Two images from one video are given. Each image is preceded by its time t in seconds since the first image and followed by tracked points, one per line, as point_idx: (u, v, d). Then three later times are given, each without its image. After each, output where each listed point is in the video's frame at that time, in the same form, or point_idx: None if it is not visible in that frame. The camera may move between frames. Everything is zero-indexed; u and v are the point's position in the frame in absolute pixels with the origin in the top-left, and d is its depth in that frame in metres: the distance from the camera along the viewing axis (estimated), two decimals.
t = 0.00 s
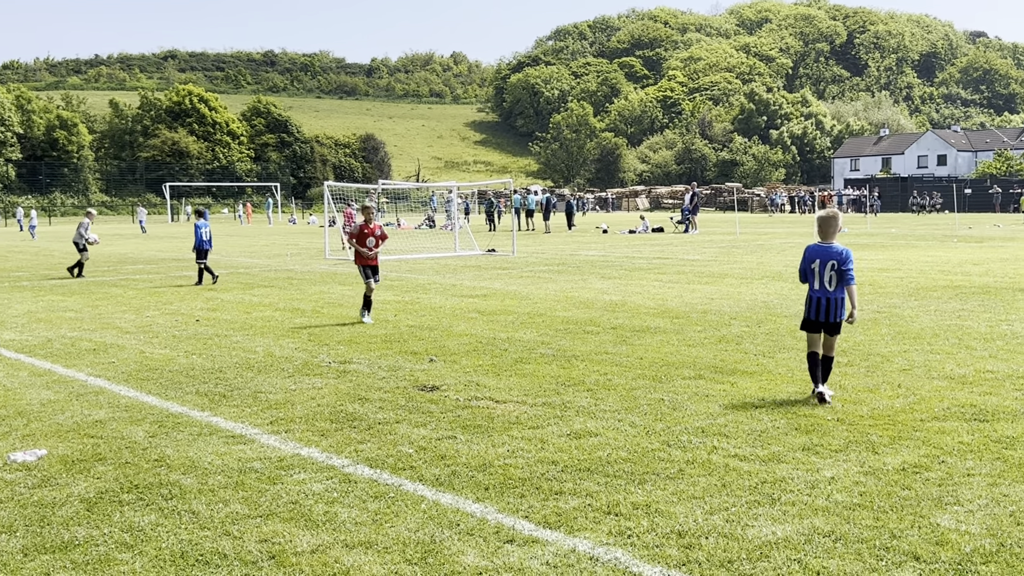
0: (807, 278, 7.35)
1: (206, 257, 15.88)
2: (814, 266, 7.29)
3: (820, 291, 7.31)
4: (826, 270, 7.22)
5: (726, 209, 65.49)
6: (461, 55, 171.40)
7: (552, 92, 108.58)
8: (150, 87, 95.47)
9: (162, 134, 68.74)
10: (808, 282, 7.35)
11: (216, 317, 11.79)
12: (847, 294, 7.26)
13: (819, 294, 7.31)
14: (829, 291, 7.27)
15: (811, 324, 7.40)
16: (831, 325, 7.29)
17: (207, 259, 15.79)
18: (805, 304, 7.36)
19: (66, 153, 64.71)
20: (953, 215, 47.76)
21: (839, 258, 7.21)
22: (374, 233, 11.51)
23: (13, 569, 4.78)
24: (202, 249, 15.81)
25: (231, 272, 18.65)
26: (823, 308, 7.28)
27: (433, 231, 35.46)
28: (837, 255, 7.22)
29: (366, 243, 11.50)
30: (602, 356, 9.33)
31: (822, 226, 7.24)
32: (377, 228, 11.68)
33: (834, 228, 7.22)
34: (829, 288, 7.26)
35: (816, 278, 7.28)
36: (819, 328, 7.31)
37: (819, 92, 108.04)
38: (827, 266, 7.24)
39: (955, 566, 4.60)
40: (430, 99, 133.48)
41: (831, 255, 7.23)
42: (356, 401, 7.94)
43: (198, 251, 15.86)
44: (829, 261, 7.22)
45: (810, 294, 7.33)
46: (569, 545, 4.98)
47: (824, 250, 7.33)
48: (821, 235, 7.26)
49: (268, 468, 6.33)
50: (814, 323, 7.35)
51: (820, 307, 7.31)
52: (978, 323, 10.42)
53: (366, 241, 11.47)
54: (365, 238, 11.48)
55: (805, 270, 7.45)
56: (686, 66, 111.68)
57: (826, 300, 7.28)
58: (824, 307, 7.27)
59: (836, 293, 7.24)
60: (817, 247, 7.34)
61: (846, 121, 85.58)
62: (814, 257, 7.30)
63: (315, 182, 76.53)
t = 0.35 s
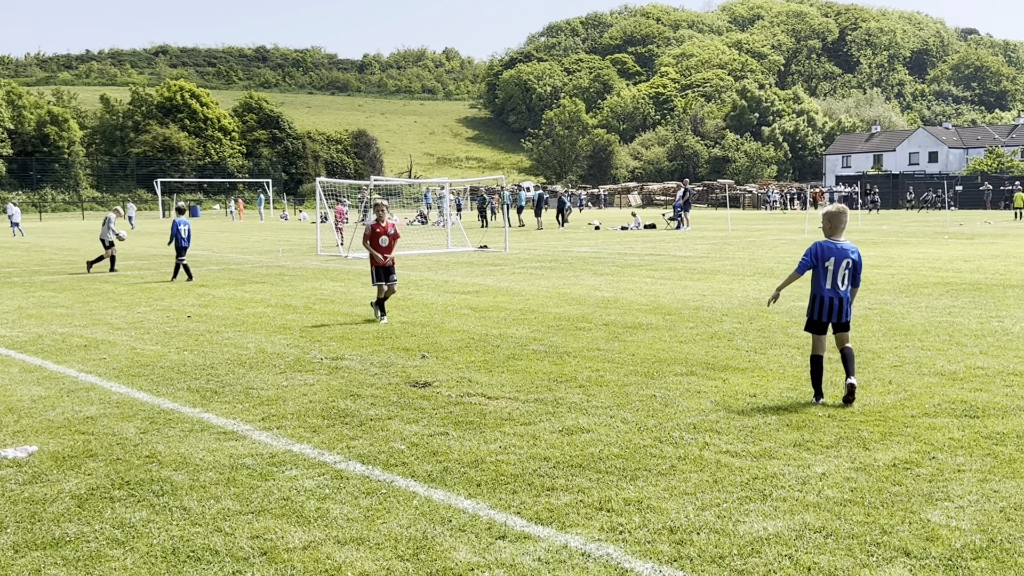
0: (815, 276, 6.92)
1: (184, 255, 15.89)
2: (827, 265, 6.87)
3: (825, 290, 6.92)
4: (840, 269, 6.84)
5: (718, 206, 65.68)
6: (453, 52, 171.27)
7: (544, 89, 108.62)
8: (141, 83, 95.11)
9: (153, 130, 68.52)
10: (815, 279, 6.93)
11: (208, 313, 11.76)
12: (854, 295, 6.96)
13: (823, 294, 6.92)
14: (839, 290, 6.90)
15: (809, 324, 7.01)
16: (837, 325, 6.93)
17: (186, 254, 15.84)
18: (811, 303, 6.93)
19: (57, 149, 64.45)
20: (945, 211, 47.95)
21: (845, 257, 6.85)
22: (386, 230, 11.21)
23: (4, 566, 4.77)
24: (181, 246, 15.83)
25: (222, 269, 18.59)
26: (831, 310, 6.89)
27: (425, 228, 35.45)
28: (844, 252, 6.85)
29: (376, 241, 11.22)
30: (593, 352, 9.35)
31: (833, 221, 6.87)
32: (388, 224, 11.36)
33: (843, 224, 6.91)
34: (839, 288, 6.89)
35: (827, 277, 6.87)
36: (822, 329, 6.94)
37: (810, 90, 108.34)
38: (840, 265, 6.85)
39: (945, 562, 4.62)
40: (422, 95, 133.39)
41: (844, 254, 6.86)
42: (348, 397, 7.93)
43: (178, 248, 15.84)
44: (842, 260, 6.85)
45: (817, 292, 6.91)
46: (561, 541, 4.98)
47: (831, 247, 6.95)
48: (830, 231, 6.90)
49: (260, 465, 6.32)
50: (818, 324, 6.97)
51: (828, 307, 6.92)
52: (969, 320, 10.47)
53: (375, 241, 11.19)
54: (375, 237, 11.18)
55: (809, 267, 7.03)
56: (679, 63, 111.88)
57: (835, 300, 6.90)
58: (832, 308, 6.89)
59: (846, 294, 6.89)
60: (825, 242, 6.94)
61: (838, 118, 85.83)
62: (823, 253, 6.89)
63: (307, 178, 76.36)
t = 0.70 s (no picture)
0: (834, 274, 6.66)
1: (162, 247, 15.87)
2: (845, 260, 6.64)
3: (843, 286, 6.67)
4: (857, 264, 6.63)
5: (709, 201, 65.79)
6: (444, 47, 170.97)
7: (535, 84, 108.36)
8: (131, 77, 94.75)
9: (143, 124, 68.26)
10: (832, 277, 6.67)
11: (198, 308, 11.74)
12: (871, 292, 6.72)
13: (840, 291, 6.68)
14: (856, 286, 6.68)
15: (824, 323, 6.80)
16: (857, 323, 6.67)
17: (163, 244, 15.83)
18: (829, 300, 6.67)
19: (46, 143, 64.14)
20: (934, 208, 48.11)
21: (858, 252, 6.66)
22: (402, 230, 10.82)
23: None
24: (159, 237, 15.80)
25: (212, 264, 18.52)
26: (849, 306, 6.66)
27: (416, 222, 35.41)
28: (857, 247, 6.66)
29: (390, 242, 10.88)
30: (585, 347, 9.34)
31: (847, 220, 6.68)
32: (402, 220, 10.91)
33: (855, 221, 6.73)
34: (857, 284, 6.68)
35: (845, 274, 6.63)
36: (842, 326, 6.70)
37: (801, 85, 108.48)
38: (855, 261, 6.64)
39: (935, 556, 4.64)
40: (413, 89, 132.99)
41: (859, 250, 6.67)
42: (339, 392, 7.93)
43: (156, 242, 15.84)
44: (857, 255, 6.64)
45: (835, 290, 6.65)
46: (552, 536, 4.99)
47: (844, 245, 6.73)
48: (843, 229, 6.70)
49: (251, 459, 6.31)
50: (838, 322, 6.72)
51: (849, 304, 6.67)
52: (959, 315, 10.50)
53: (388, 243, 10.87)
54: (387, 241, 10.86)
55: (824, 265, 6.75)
56: (670, 58, 111.97)
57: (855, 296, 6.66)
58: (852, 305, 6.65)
59: (864, 289, 6.68)
60: (838, 239, 6.71)
61: (828, 113, 86.00)
62: (838, 250, 6.64)
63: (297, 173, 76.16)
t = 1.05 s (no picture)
0: (837, 275, 6.55)
1: (137, 245, 15.67)
2: (848, 259, 6.53)
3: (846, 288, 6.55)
4: (862, 263, 6.54)
5: (698, 195, 65.87)
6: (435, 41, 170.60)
7: (526, 78, 107.94)
8: (120, 70, 94.21)
9: (131, 117, 67.91)
10: (835, 277, 6.56)
11: (188, 301, 11.72)
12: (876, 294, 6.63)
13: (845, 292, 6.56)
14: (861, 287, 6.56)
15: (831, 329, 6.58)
16: (858, 326, 6.53)
17: (137, 243, 15.61)
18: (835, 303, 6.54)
19: (34, 136, 63.80)
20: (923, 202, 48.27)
21: (861, 251, 6.57)
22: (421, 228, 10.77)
23: None
24: (134, 234, 15.57)
25: (202, 257, 18.49)
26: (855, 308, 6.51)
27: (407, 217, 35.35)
28: (859, 247, 6.57)
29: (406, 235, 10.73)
30: (575, 341, 9.36)
31: (846, 220, 6.62)
32: (422, 219, 10.91)
33: (855, 221, 6.67)
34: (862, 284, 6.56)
35: (849, 273, 6.52)
36: (851, 330, 6.51)
37: (790, 80, 108.59)
38: (859, 260, 6.55)
39: (923, 549, 4.67)
40: (404, 83, 132.63)
41: (863, 248, 6.60)
42: (329, 386, 7.93)
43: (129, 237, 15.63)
44: (862, 255, 6.56)
45: (839, 291, 6.53)
46: (542, 529, 4.99)
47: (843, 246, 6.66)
48: (843, 229, 6.63)
49: (241, 453, 6.30)
50: (843, 325, 6.53)
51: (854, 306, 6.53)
52: (947, 309, 10.55)
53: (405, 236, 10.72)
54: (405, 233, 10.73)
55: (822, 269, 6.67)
56: (660, 52, 111.96)
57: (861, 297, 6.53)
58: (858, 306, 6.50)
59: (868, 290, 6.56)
60: (839, 240, 6.64)
61: (818, 108, 86.11)
62: (840, 249, 6.57)
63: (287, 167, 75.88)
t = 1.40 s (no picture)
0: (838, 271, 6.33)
1: (122, 237, 15.59)
2: (850, 256, 6.26)
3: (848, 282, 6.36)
4: (866, 259, 6.25)
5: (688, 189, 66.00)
6: (425, 34, 170.15)
7: (516, 71, 107.59)
8: (108, 62, 93.67)
9: (120, 109, 67.46)
10: (836, 273, 6.35)
11: (176, 295, 11.68)
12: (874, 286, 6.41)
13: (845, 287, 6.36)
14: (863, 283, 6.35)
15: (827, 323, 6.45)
16: (859, 323, 6.37)
17: (122, 235, 15.53)
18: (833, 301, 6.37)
19: (22, 127, 63.30)
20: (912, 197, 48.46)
21: (866, 247, 6.26)
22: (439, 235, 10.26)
23: None
24: (118, 227, 15.51)
25: (191, 250, 18.42)
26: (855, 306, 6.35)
27: (397, 210, 35.32)
28: (863, 242, 6.25)
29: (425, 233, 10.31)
30: (565, 334, 9.37)
31: (851, 210, 6.30)
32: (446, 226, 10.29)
33: (861, 213, 6.32)
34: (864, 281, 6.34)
35: (850, 269, 6.29)
36: (846, 328, 6.37)
37: (780, 74, 108.77)
38: (864, 256, 6.26)
39: (910, 542, 4.69)
40: (393, 75, 132.36)
41: (868, 244, 6.27)
42: (319, 379, 7.93)
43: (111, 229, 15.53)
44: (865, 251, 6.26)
45: (837, 287, 6.35)
46: (532, 522, 4.99)
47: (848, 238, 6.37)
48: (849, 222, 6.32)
49: (230, 447, 6.29)
50: (839, 321, 6.41)
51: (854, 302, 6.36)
52: (935, 303, 10.60)
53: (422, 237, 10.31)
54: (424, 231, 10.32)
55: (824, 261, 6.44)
56: (651, 46, 112.10)
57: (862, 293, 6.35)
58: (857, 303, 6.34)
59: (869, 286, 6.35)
60: (844, 234, 6.35)
61: (808, 102, 86.37)
62: (841, 248, 6.28)
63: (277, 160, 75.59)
